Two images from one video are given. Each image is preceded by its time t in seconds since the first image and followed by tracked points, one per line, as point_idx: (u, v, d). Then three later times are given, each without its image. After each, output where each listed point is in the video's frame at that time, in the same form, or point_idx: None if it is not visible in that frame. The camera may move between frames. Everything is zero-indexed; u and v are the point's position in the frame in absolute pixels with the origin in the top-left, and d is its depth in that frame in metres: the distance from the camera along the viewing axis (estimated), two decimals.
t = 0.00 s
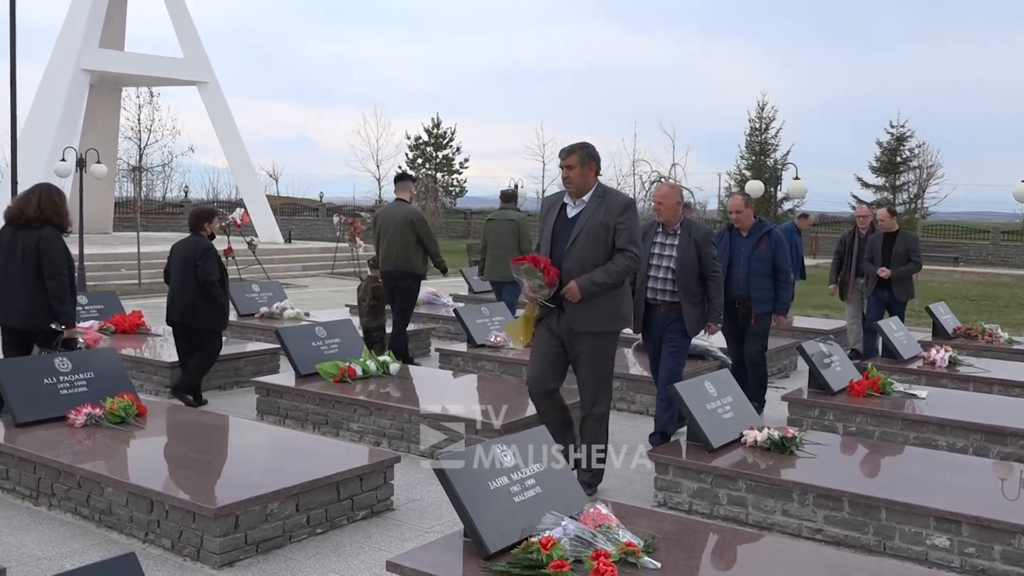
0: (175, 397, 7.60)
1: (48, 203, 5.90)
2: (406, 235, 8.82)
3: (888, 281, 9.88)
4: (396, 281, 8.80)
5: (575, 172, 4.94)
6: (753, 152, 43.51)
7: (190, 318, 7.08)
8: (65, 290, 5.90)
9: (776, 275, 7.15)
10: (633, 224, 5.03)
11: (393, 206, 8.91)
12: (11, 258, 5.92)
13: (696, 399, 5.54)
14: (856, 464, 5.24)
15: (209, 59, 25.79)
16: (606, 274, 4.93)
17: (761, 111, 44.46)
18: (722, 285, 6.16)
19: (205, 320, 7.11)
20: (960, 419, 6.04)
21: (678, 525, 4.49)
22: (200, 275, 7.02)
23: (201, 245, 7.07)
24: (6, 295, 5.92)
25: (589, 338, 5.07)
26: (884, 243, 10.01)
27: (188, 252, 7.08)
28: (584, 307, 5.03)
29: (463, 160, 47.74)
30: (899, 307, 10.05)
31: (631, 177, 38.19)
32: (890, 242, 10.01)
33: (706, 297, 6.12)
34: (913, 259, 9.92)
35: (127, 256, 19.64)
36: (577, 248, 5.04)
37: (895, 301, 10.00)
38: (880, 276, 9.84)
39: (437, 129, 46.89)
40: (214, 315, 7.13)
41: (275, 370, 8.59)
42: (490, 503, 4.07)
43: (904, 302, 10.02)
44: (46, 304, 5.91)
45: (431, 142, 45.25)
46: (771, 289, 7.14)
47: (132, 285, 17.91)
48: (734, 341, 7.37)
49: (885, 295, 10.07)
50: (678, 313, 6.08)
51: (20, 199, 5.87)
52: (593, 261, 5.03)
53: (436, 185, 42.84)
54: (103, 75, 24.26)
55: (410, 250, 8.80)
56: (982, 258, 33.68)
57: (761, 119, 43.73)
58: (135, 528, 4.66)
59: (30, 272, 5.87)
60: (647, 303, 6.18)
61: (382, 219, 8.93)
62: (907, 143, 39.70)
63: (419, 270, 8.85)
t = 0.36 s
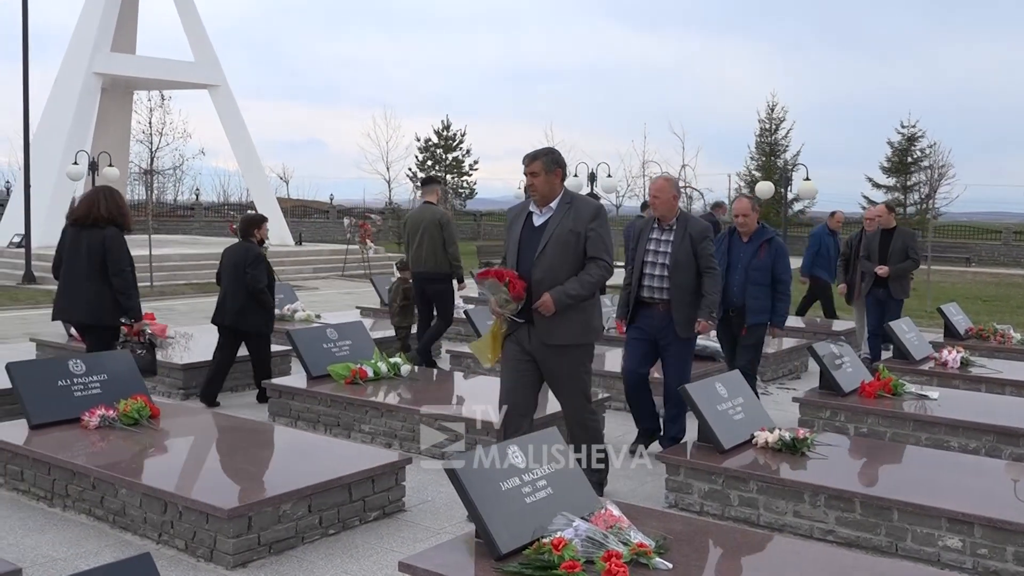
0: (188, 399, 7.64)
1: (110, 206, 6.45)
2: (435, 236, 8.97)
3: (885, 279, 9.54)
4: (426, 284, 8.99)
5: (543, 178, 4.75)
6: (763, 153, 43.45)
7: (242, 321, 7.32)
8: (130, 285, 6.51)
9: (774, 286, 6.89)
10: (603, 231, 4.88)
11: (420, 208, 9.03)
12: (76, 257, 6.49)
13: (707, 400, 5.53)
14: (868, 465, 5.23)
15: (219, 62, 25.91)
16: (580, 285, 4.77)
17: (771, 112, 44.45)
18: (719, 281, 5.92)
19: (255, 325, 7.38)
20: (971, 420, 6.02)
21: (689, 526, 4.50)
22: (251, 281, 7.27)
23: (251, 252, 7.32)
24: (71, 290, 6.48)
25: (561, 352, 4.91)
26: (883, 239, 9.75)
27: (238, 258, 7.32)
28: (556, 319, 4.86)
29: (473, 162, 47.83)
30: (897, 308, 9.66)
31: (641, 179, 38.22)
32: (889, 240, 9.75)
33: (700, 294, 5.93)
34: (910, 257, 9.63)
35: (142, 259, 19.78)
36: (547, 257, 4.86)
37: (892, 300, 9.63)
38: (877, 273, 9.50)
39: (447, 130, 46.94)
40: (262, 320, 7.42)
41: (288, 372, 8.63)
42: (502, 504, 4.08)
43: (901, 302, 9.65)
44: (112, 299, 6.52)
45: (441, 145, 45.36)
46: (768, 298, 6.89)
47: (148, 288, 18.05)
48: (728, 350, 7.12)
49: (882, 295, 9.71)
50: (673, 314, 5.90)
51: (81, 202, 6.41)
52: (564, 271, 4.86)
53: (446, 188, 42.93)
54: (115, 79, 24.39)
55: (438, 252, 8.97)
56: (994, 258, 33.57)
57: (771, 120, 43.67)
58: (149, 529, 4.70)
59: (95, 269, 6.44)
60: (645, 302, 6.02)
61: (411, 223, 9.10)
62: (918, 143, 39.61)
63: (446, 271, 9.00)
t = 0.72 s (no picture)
0: (206, 397, 7.71)
1: (161, 206, 6.71)
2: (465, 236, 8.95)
3: (889, 281, 9.28)
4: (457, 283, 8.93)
5: (517, 170, 4.59)
6: (777, 152, 43.27)
7: (297, 316, 7.71)
8: (182, 282, 6.72)
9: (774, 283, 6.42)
10: (581, 223, 4.78)
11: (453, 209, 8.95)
12: (128, 257, 6.71)
13: (721, 399, 5.53)
14: (883, 464, 5.23)
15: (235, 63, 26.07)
16: (563, 281, 4.70)
17: (784, 112, 44.30)
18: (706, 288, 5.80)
19: (308, 318, 7.76)
20: (987, 419, 5.99)
21: (704, 525, 4.51)
22: (306, 277, 7.65)
23: (305, 249, 7.68)
24: (124, 289, 6.67)
25: (541, 350, 4.76)
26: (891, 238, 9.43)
27: (292, 255, 7.66)
28: (535, 317, 4.73)
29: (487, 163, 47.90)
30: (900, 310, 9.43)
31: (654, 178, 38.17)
32: (896, 240, 9.44)
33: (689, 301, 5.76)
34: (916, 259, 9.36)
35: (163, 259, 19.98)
36: (523, 252, 4.72)
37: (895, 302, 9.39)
38: (883, 276, 9.24)
39: (461, 130, 47.01)
40: (315, 315, 7.80)
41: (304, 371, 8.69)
42: (517, 502, 4.10)
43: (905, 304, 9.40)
44: (164, 295, 6.71)
45: (455, 145, 45.47)
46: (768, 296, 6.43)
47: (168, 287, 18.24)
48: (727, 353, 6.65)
49: (886, 296, 9.46)
50: (660, 323, 5.77)
51: (134, 202, 6.66)
52: (542, 266, 4.73)
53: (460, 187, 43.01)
54: (133, 80, 24.57)
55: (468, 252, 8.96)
56: (1010, 258, 33.33)
57: (787, 119, 43.49)
58: (167, 526, 4.75)
59: (148, 267, 6.67)
60: (630, 312, 5.85)
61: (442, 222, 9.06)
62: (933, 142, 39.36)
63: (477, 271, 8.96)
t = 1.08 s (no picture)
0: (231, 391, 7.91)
1: (221, 206, 7.08)
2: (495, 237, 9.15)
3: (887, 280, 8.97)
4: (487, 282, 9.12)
5: (490, 172, 4.29)
6: (787, 152, 43.19)
7: (345, 307, 8.28)
8: (233, 278, 7.08)
9: (762, 280, 6.32)
10: (558, 229, 4.45)
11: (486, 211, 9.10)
12: (187, 253, 7.13)
13: (731, 393, 5.67)
14: (891, 457, 5.34)
15: (259, 67, 26.36)
16: (536, 292, 4.35)
17: (795, 111, 44.27)
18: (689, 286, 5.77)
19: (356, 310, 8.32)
20: (993, 413, 6.08)
21: (714, 516, 4.64)
22: (352, 271, 8.17)
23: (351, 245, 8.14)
24: (183, 283, 7.07)
25: (514, 365, 4.45)
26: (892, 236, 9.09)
27: (340, 252, 8.11)
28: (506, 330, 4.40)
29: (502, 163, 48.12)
30: (899, 311, 9.10)
31: (666, 178, 38.25)
32: (896, 239, 9.08)
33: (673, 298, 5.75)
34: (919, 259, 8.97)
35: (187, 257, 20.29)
36: (495, 260, 4.40)
37: (894, 302, 9.06)
38: (879, 271, 8.92)
39: (477, 131, 47.23)
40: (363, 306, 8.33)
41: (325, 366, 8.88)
42: (532, 493, 4.24)
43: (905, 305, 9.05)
44: (217, 290, 7.07)
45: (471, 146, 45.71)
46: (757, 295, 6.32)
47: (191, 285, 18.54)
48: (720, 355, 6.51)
49: (885, 296, 9.13)
50: (642, 318, 5.73)
51: (197, 200, 7.06)
52: (516, 275, 4.41)
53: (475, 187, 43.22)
54: (159, 84, 24.88)
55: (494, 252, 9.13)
56: (1018, 256, 33.22)
57: (796, 121, 43.42)
58: (194, 515, 4.93)
59: (205, 264, 7.05)
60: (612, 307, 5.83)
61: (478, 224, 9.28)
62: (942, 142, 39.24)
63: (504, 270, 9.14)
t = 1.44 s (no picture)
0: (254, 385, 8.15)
1: (283, 209, 7.47)
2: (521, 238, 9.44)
3: (884, 279, 9.05)
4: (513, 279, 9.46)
5: (451, 159, 4.31)
6: (793, 153, 43.18)
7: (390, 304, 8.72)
8: (296, 275, 7.45)
9: (749, 280, 6.41)
10: (521, 219, 4.34)
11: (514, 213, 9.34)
12: (253, 249, 7.49)
13: (737, 387, 5.84)
14: (894, 449, 5.50)
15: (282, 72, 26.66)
16: (490, 280, 4.26)
17: (801, 113, 44.40)
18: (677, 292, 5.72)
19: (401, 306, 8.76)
20: (994, 406, 6.22)
21: (721, 506, 4.81)
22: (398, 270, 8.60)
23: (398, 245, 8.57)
24: (251, 277, 7.48)
25: (474, 358, 4.41)
26: (886, 237, 9.27)
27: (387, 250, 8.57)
28: (463, 319, 4.36)
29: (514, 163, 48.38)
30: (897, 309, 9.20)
31: (676, 177, 38.40)
32: (889, 239, 9.25)
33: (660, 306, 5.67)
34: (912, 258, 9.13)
35: (210, 256, 20.61)
36: (458, 250, 4.39)
37: (892, 301, 9.15)
38: (876, 271, 9.01)
39: (491, 134, 47.50)
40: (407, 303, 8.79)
41: (343, 361, 9.10)
42: (546, 484, 4.41)
43: (902, 304, 9.16)
44: (281, 286, 7.46)
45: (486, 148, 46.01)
46: (744, 294, 6.39)
47: (213, 284, 18.85)
48: (702, 348, 6.61)
49: (881, 296, 9.22)
50: (626, 322, 5.63)
51: (261, 203, 7.43)
52: (477, 265, 4.36)
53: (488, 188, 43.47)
54: (185, 90, 25.18)
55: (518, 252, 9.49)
56: (1017, 253, 33.22)
57: (800, 122, 43.45)
58: (220, 503, 5.14)
59: (269, 260, 7.41)
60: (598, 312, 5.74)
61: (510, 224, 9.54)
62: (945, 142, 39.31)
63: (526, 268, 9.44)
